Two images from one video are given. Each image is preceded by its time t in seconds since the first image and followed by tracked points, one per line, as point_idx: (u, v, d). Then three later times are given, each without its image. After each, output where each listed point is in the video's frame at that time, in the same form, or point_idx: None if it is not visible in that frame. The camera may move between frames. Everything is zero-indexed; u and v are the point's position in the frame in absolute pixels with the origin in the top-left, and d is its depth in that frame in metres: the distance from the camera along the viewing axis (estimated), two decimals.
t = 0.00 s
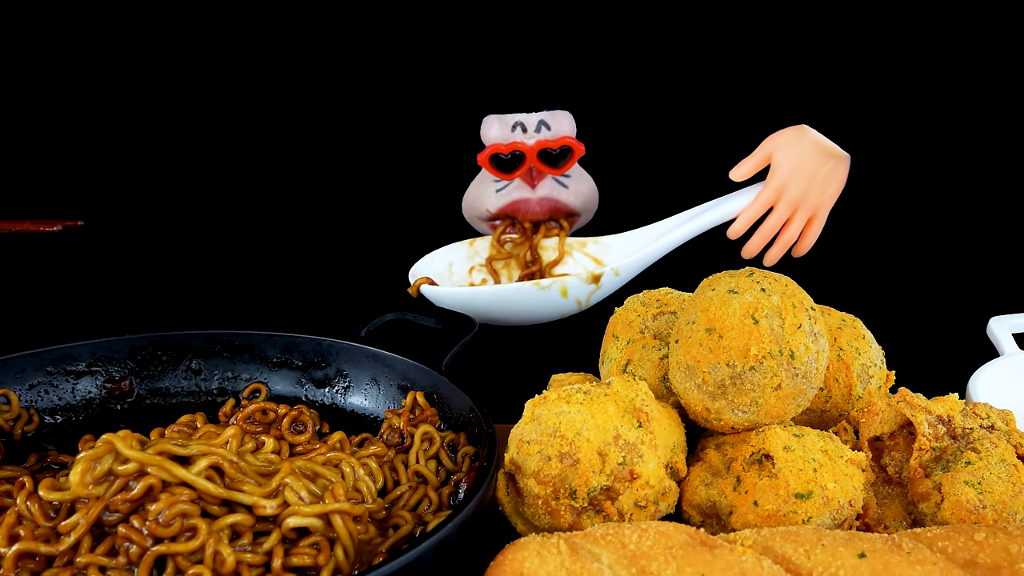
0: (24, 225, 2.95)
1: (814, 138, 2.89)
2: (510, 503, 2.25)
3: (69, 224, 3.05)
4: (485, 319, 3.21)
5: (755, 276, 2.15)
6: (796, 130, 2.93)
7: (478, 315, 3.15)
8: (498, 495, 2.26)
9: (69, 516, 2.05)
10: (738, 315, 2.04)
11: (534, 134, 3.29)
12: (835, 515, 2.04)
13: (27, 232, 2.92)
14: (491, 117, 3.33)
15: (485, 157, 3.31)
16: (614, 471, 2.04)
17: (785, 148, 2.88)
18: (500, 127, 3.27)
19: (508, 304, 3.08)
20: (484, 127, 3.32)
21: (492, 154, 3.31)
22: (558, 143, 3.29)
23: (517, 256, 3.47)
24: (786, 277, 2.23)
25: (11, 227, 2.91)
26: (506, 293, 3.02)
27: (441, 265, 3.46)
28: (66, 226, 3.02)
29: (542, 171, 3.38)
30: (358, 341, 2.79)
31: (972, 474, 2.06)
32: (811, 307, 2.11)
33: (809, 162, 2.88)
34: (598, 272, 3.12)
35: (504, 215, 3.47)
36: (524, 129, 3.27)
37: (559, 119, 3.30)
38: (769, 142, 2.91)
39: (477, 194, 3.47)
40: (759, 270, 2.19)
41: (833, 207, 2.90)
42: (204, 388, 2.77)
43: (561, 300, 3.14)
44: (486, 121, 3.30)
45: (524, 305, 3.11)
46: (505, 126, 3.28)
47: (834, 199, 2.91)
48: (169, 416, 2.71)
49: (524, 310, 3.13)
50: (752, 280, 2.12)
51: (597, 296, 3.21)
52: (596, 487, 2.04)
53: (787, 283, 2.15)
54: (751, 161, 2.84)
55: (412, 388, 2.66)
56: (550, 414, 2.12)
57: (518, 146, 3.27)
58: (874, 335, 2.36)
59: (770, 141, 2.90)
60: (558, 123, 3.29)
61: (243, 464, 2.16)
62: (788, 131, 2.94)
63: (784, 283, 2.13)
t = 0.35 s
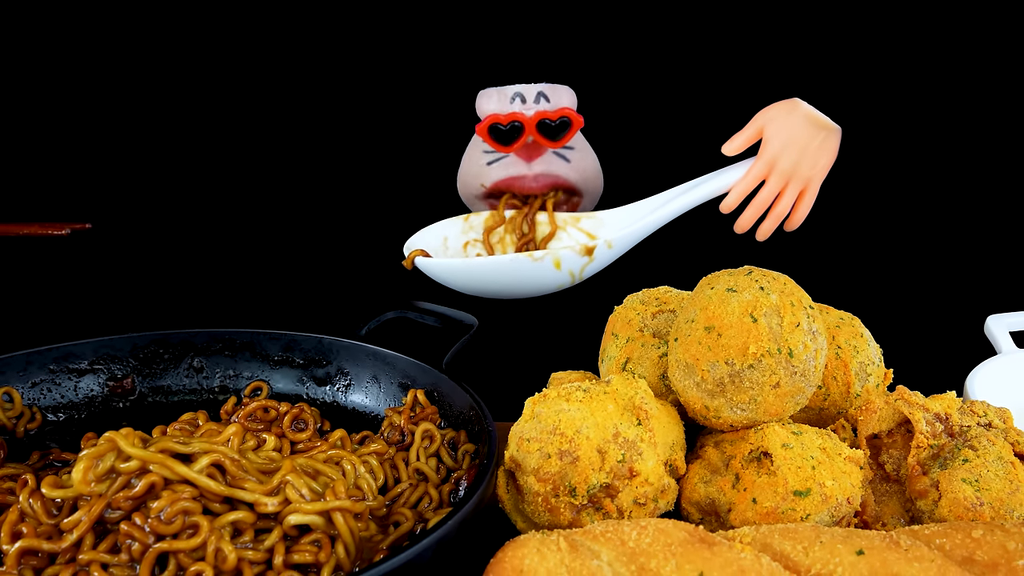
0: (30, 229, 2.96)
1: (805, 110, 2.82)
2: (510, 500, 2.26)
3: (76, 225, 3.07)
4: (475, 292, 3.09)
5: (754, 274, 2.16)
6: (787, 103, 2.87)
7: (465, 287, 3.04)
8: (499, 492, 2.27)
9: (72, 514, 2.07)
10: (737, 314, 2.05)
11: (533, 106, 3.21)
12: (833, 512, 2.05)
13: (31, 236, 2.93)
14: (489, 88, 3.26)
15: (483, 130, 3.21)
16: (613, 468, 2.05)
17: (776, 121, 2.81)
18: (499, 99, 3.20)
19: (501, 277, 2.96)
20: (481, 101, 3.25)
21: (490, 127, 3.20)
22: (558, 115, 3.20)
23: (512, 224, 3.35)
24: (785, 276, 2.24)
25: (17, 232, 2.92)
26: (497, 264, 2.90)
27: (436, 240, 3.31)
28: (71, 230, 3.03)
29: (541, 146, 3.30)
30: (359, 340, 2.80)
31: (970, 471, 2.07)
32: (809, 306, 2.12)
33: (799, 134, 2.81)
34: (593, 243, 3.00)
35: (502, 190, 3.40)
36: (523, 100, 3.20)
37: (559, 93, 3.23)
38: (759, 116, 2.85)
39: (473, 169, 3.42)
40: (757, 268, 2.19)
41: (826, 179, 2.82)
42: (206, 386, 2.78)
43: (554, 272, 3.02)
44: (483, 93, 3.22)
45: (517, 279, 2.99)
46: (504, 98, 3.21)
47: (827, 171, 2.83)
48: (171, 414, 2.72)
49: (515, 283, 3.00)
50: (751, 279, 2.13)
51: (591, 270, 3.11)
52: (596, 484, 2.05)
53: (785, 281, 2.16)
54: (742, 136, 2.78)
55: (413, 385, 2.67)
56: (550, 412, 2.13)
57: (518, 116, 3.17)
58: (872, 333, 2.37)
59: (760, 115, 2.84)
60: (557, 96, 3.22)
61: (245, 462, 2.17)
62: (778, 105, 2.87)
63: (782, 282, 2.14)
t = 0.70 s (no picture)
0: (35, 228, 2.95)
1: (819, 118, 2.84)
2: (510, 497, 2.27)
3: (83, 226, 3.06)
4: (489, 306, 3.11)
5: (752, 273, 2.17)
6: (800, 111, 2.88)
7: (480, 301, 3.06)
8: (498, 490, 2.28)
9: (74, 511, 2.08)
10: (736, 312, 2.06)
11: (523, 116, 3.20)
12: (831, 509, 2.06)
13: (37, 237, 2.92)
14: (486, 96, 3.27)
15: (472, 136, 3.22)
16: (613, 466, 2.06)
17: (790, 130, 2.83)
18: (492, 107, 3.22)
19: (517, 288, 2.98)
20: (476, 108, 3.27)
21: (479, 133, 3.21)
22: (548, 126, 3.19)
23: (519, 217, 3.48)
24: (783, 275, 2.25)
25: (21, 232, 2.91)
26: (512, 275, 2.92)
27: (450, 259, 3.40)
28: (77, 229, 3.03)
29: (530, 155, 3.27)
30: (360, 338, 2.81)
31: (967, 469, 2.09)
32: (807, 304, 2.14)
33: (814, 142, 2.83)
34: (606, 254, 3.02)
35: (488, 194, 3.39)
36: (514, 109, 3.20)
37: (552, 106, 3.23)
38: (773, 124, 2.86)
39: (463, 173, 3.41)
40: (756, 267, 2.21)
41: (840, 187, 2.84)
42: (208, 384, 2.80)
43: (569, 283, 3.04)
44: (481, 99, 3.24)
45: (531, 290, 3.00)
46: (496, 106, 3.22)
47: (840, 179, 2.85)
48: (173, 412, 2.73)
49: (529, 294, 3.01)
50: (749, 278, 2.14)
51: (605, 282, 3.12)
52: (595, 482, 2.06)
53: (784, 280, 2.17)
54: (755, 146, 2.79)
55: (414, 383, 2.69)
56: (549, 410, 2.14)
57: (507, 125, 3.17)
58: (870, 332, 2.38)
59: (774, 123, 2.85)
60: (550, 108, 3.23)
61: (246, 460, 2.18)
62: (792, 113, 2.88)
63: (780, 280, 2.16)
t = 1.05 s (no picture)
0: (41, 214, 2.98)
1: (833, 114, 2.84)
2: (510, 495, 2.29)
3: (89, 211, 3.09)
4: (499, 292, 3.13)
5: (751, 272, 2.18)
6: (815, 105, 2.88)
7: (489, 285, 3.06)
8: (499, 487, 2.30)
9: (76, 508, 2.09)
10: (735, 311, 2.07)
11: (532, 107, 3.22)
12: (830, 507, 2.08)
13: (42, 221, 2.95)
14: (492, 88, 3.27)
15: (482, 126, 3.23)
16: (612, 464, 2.07)
17: (804, 125, 2.83)
18: (499, 99, 3.22)
19: (529, 274, 2.97)
20: (483, 99, 3.27)
21: (489, 124, 3.23)
22: (557, 116, 3.23)
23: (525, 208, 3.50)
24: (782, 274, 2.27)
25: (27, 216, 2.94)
26: (525, 261, 2.91)
27: (459, 241, 3.36)
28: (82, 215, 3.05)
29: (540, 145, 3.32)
30: (361, 336, 2.83)
31: (965, 466, 2.10)
32: (806, 303, 2.15)
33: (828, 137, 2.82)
34: (617, 242, 3.03)
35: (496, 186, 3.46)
36: (523, 100, 3.21)
37: (560, 97, 3.25)
38: (787, 118, 2.86)
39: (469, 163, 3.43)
40: (754, 266, 2.22)
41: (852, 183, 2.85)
42: (209, 382, 2.81)
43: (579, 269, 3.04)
44: (488, 90, 3.24)
45: (542, 276, 3.00)
46: (504, 98, 3.22)
47: (853, 175, 2.86)
48: (175, 409, 2.75)
49: (540, 279, 3.01)
50: (748, 276, 2.16)
51: (614, 270, 3.12)
52: (595, 479, 2.07)
53: (782, 278, 2.19)
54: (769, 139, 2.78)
55: (414, 381, 2.70)
56: (549, 407, 2.15)
57: (517, 116, 3.20)
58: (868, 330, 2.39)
59: (788, 118, 2.84)
60: (558, 98, 3.24)
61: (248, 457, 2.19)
62: (806, 108, 2.88)
63: (779, 279, 2.17)
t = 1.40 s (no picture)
0: (34, 220, 2.98)
1: (838, 142, 2.90)
2: (510, 492, 2.30)
3: (82, 216, 3.09)
4: (499, 301, 3.14)
5: (749, 270, 2.20)
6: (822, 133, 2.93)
7: (490, 295, 3.07)
8: (499, 485, 2.31)
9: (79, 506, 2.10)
10: (733, 309, 2.08)
11: (527, 105, 3.23)
12: (828, 504, 2.09)
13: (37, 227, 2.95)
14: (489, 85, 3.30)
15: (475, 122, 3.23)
16: (612, 461, 2.08)
17: (810, 150, 2.87)
18: (495, 95, 3.23)
19: (530, 287, 2.98)
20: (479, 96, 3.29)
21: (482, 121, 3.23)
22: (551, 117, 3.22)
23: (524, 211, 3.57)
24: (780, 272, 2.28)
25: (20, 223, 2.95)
26: (528, 275, 2.92)
27: (461, 246, 3.37)
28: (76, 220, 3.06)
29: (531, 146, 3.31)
30: (362, 335, 2.84)
31: (962, 464, 2.11)
32: (804, 301, 2.16)
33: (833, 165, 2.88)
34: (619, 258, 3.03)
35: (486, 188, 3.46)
36: (518, 98, 3.22)
37: (555, 98, 3.27)
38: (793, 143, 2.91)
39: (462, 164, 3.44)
40: (753, 264, 2.23)
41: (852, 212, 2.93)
42: (211, 380, 2.82)
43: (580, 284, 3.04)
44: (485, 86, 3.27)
45: (542, 290, 3.01)
46: (499, 94, 3.24)
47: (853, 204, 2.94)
48: (177, 407, 2.76)
49: (540, 293, 3.02)
50: (747, 275, 2.17)
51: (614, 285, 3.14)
52: (594, 477, 2.08)
53: (781, 277, 2.20)
54: (774, 161, 2.82)
55: (414, 379, 2.72)
56: (549, 405, 2.17)
57: (510, 113, 3.19)
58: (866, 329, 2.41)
59: (795, 142, 2.89)
60: (553, 99, 3.26)
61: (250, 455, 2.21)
62: (813, 134, 2.93)
63: (778, 278, 2.18)
